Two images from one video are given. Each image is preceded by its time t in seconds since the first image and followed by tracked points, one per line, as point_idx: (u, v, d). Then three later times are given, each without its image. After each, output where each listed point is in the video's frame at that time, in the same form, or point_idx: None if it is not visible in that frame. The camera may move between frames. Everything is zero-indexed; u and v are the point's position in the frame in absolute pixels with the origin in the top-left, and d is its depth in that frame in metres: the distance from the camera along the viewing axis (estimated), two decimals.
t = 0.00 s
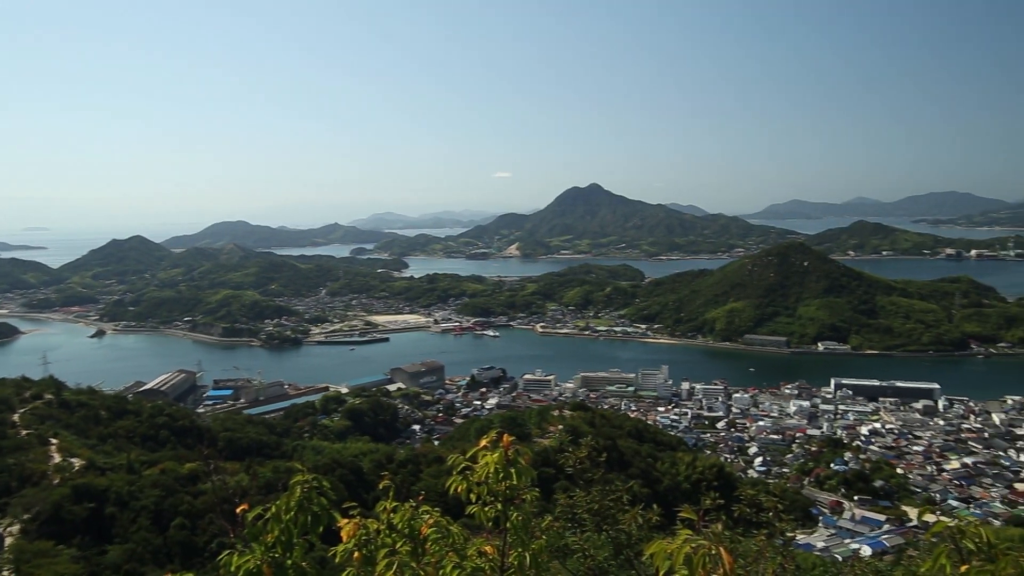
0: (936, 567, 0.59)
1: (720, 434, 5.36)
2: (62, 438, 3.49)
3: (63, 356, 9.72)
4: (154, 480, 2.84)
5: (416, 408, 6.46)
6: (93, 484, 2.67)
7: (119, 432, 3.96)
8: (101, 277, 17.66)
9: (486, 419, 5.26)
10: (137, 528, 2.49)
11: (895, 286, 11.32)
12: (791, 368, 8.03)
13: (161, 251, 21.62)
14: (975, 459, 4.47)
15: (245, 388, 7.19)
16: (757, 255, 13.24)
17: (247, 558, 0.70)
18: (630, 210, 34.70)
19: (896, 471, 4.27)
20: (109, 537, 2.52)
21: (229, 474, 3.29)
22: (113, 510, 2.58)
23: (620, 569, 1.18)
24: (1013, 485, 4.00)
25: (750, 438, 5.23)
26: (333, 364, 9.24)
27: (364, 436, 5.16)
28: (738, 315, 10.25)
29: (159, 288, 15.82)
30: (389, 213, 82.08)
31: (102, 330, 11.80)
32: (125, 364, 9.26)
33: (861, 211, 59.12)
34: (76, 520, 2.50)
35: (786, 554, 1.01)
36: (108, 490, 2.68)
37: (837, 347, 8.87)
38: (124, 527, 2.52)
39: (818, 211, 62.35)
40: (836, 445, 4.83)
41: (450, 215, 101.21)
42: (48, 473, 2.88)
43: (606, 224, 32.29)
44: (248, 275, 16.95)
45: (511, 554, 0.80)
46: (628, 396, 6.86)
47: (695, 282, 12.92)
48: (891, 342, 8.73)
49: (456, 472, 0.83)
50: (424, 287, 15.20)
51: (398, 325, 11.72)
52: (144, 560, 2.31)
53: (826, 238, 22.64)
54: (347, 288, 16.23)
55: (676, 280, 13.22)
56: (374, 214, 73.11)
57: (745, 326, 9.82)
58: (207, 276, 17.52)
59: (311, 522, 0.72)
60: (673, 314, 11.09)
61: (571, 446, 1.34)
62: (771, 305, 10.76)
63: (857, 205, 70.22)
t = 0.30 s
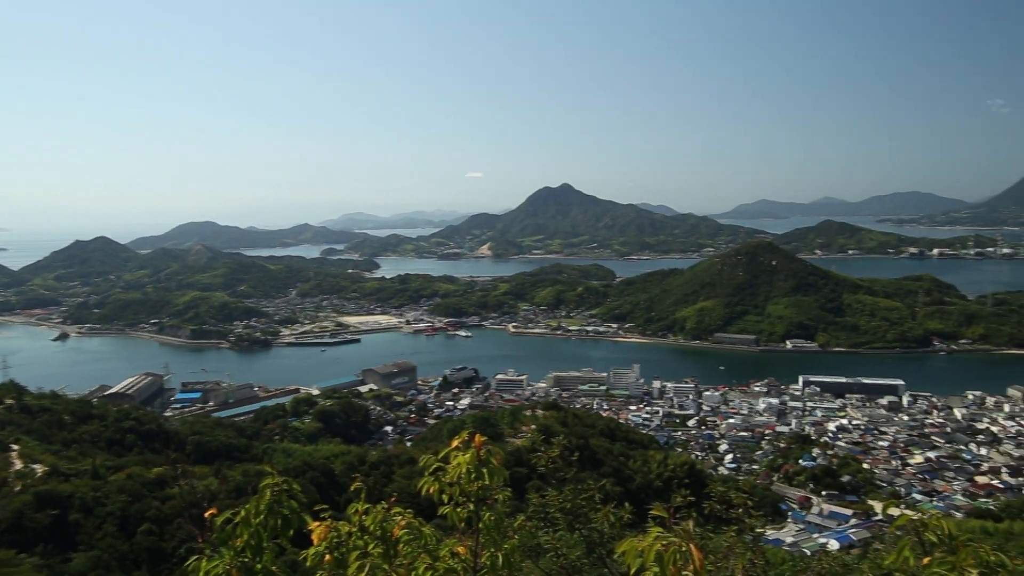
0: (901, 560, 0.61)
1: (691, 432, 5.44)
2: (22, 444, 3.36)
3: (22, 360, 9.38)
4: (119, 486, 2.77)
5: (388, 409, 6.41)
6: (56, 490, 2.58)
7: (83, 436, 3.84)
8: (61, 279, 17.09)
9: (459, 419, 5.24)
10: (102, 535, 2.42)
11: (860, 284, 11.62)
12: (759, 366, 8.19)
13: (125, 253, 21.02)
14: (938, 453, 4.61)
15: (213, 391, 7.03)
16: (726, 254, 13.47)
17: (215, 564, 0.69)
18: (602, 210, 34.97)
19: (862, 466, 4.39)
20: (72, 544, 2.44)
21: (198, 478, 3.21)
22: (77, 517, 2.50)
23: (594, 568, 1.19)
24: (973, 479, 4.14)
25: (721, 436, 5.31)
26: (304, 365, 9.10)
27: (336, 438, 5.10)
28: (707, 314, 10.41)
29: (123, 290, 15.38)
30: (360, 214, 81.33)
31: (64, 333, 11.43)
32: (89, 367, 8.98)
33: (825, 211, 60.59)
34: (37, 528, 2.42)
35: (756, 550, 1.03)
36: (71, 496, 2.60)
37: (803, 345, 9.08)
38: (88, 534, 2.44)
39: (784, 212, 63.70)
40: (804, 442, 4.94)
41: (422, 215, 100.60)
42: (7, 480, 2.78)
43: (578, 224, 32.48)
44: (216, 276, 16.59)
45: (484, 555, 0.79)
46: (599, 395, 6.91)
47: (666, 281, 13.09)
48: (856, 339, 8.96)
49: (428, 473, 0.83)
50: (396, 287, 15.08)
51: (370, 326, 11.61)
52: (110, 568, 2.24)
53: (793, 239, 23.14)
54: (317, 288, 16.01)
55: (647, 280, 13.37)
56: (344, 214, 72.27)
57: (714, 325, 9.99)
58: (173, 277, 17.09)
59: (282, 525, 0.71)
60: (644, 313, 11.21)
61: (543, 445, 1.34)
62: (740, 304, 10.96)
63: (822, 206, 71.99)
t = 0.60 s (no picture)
0: (872, 553, 0.63)
1: (667, 431, 5.49)
2: None
3: None
4: (90, 491, 2.69)
5: (365, 410, 6.35)
6: (24, 496, 2.50)
7: (52, 440, 3.72)
8: (27, 280, 16.60)
9: (436, 419, 5.21)
10: (73, 541, 2.34)
11: (832, 283, 11.86)
12: (734, 364, 8.31)
13: (94, 253, 20.50)
14: (909, 449, 4.73)
15: (187, 393, 6.89)
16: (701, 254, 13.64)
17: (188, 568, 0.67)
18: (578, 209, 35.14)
19: (835, 463, 4.48)
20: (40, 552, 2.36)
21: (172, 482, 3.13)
22: (46, 523, 2.42)
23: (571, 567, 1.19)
24: (942, 473, 4.25)
25: (697, 434, 5.38)
26: (279, 367, 8.96)
27: (313, 440, 5.03)
28: (683, 313, 10.54)
29: (93, 291, 14.99)
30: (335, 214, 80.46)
31: (31, 335, 11.10)
32: (57, 370, 8.74)
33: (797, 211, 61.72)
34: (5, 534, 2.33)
35: (732, 547, 1.04)
36: (39, 502, 2.52)
37: (777, 342, 9.23)
38: (58, 540, 2.36)
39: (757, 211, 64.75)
40: (778, 440, 5.02)
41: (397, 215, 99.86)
42: None
43: (554, 224, 32.60)
44: (189, 277, 16.26)
45: (461, 555, 0.78)
46: (576, 395, 6.94)
47: (642, 280, 13.21)
48: (829, 337, 9.15)
49: (405, 473, 0.82)
50: (372, 287, 14.95)
51: (346, 326, 11.49)
52: (81, 575, 2.17)
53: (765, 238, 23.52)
54: (293, 289, 15.78)
55: (624, 279, 13.48)
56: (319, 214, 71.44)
57: (690, 324, 10.11)
58: (145, 279, 16.70)
59: (256, 528, 0.69)
60: (620, 313, 11.30)
61: (520, 445, 1.34)
62: (715, 303, 11.11)
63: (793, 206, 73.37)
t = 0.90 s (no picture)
0: (841, 547, 0.64)
1: (641, 429, 5.55)
2: None
3: None
4: (56, 497, 2.59)
5: (338, 411, 6.27)
6: None
7: (16, 444, 3.59)
8: None
9: (412, 420, 5.17)
10: (40, 548, 2.25)
11: (803, 282, 12.11)
12: (706, 363, 8.42)
13: (59, 253, 19.90)
14: (877, 445, 4.86)
15: (156, 396, 6.72)
16: (674, 254, 13.80)
17: None
18: (552, 209, 35.27)
19: (806, 459, 4.58)
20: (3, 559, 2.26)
21: (142, 486, 3.04)
22: (10, 530, 2.33)
23: (544, 566, 1.19)
24: (909, 468, 4.37)
25: (670, 432, 5.44)
26: (251, 368, 8.80)
27: (286, 442, 4.94)
28: (657, 312, 10.65)
29: (58, 293, 14.55)
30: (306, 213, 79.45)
31: None
32: (19, 374, 8.45)
33: (767, 211, 62.85)
34: None
35: (705, 543, 1.05)
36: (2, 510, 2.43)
37: (748, 341, 9.39)
38: (22, 547, 2.27)
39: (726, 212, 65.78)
40: (750, 437, 5.11)
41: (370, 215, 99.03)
42: None
43: (528, 224, 32.66)
44: (157, 277, 15.88)
45: (435, 557, 0.78)
46: (551, 394, 6.97)
47: (615, 280, 13.31)
48: (799, 335, 9.34)
49: (379, 474, 0.81)
50: (345, 288, 14.79)
51: (319, 327, 11.35)
52: None
53: (736, 238, 23.91)
54: (265, 290, 15.52)
55: (598, 279, 13.57)
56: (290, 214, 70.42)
57: (663, 323, 10.22)
58: (112, 280, 16.26)
59: (229, 532, 0.68)
60: (594, 312, 11.37)
61: (494, 445, 1.33)
62: (688, 302, 11.25)
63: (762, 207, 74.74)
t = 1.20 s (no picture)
0: (819, 543, 0.65)
1: (621, 428, 5.58)
2: None
3: None
4: (28, 502, 2.52)
5: (317, 412, 6.20)
6: None
7: None
8: None
9: (392, 421, 5.14)
10: (10, 553, 2.18)
11: (779, 281, 12.29)
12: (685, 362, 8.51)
13: (29, 253, 19.40)
14: (853, 442, 4.95)
15: (132, 398, 6.58)
16: (653, 253, 13.92)
17: None
18: (531, 209, 35.34)
19: (784, 456, 4.64)
20: None
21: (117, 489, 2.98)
22: None
23: (524, 566, 1.19)
24: (884, 464, 4.46)
25: (650, 431, 5.48)
26: (229, 370, 8.66)
27: (264, 444, 4.87)
28: (636, 311, 10.74)
29: (27, 294, 14.17)
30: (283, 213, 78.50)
31: None
32: None
33: (744, 211, 63.72)
34: None
35: (684, 541, 1.06)
36: None
37: (726, 339, 9.51)
38: None
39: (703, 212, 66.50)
40: (729, 435, 5.17)
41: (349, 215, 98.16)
42: None
43: (508, 224, 32.68)
44: (131, 278, 15.57)
45: (415, 557, 0.77)
46: (531, 394, 6.98)
47: (595, 279, 13.39)
48: (777, 334, 9.47)
49: (358, 476, 0.80)
50: (324, 288, 14.63)
51: (298, 328, 11.22)
52: None
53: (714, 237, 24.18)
54: (242, 291, 15.29)
55: (578, 279, 13.62)
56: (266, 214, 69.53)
57: (643, 323, 10.31)
58: (85, 280, 15.90)
59: (206, 536, 0.67)
60: (574, 312, 11.42)
61: (474, 446, 1.32)
62: (667, 301, 11.36)
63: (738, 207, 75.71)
